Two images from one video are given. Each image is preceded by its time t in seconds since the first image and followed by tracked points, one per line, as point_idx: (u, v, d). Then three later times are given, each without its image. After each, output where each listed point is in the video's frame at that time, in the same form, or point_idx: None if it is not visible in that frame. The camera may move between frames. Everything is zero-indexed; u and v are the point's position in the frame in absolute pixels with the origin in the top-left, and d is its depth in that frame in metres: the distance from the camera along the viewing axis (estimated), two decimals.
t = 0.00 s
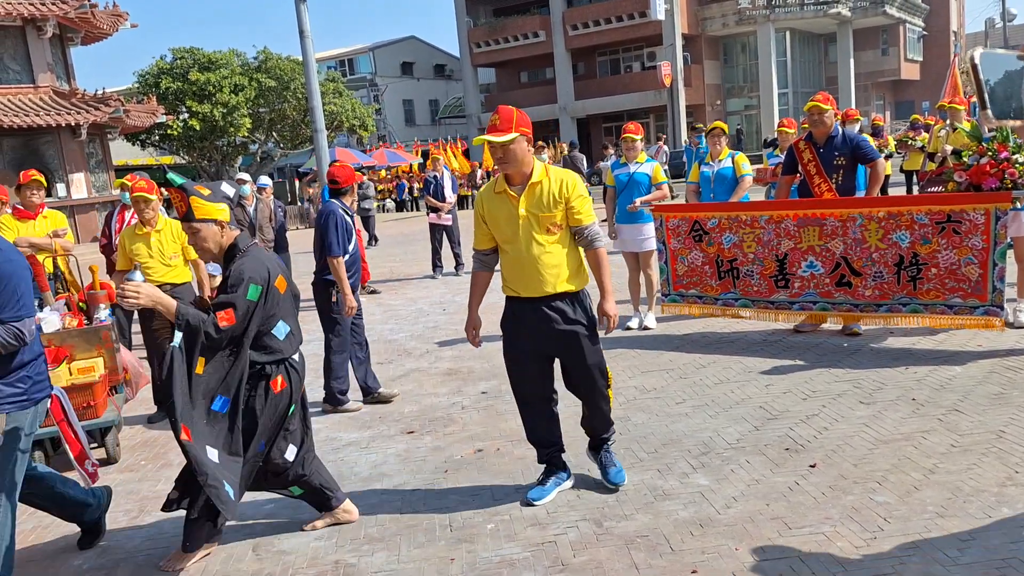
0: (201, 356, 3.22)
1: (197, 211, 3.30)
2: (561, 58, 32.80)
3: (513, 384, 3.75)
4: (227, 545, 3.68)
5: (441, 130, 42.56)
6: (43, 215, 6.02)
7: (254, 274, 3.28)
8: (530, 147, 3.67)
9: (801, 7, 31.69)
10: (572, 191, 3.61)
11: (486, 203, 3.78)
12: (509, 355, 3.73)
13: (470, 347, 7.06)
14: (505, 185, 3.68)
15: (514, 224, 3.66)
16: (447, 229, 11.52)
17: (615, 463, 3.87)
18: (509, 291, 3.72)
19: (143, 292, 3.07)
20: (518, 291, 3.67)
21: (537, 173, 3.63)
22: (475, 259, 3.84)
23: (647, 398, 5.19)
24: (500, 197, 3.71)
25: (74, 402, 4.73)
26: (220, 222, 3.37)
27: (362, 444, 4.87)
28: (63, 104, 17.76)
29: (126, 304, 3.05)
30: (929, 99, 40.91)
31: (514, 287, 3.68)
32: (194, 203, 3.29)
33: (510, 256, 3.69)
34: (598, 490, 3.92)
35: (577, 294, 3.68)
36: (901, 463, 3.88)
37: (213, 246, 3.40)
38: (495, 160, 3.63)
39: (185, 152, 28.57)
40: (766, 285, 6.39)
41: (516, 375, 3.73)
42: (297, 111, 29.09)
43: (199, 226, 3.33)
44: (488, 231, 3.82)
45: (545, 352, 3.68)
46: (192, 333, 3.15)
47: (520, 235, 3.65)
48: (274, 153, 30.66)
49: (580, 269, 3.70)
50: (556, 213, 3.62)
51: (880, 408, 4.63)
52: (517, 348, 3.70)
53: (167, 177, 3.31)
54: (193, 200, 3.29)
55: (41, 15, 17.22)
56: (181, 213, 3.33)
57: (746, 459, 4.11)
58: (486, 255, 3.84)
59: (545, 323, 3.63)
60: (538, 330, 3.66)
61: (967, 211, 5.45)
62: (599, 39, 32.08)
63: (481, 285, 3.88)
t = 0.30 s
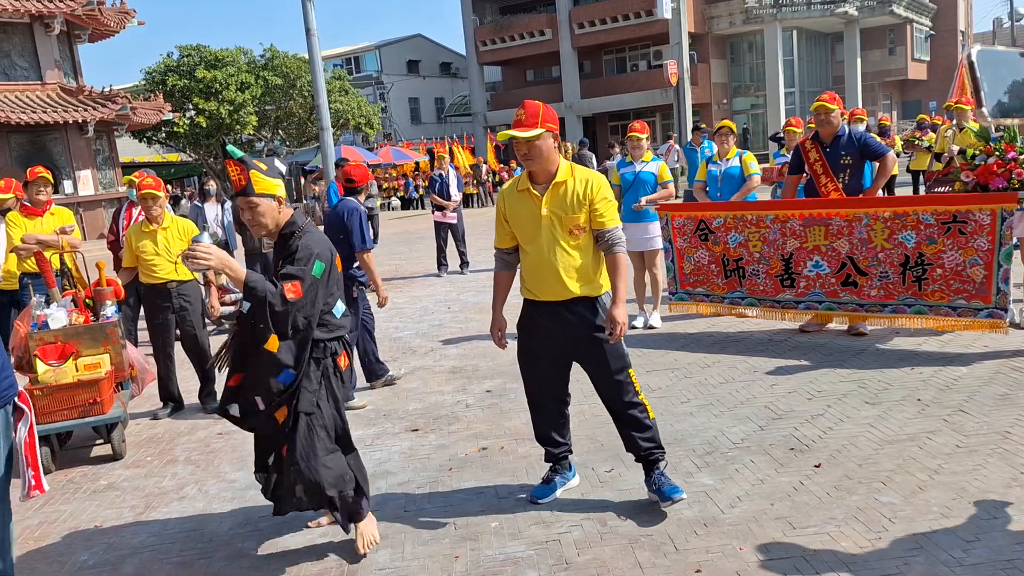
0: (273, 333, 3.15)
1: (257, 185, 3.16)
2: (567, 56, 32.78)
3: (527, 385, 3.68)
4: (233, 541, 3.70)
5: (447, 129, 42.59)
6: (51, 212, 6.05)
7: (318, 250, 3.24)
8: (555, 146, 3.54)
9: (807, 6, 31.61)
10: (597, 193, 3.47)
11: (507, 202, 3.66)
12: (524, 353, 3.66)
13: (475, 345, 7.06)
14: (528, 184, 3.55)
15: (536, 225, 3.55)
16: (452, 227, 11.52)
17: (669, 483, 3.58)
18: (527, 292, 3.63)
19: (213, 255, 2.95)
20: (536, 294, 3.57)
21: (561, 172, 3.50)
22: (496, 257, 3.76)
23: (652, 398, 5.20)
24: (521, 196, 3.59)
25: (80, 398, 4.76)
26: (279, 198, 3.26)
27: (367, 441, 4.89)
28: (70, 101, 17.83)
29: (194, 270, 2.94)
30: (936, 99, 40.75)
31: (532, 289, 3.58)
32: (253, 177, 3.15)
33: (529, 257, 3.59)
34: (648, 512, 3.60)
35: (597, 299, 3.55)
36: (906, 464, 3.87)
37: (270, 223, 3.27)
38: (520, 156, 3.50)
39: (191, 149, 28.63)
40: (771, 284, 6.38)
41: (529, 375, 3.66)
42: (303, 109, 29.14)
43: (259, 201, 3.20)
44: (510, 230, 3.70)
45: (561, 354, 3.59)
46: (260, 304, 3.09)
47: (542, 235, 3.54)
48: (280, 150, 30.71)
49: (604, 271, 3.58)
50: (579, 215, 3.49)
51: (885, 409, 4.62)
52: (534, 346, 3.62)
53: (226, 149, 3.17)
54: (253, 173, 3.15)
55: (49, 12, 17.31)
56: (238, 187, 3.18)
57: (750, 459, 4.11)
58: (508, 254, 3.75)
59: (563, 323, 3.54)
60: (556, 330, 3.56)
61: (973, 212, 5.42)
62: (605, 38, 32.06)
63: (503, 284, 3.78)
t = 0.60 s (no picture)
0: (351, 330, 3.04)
1: (312, 177, 3.05)
2: (572, 55, 32.76)
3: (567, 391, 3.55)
4: (237, 539, 3.70)
5: (451, 128, 42.59)
6: (56, 209, 6.08)
7: (378, 237, 3.13)
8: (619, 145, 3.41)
9: (812, 5, 31.54)
10: (666, 198, 3.34)
11: (565, 199, 3.49)
12: (568, 358, 3.54)
13: (478, 344, 7.07)
14: (592, 183, 3.39)
15: (597, 227, 3.39)
16: (455, 226, 11.53)
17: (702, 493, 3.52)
18: (578, 296, 3.48)
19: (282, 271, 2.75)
20: (590, 299, 3.42)
21: (628, 175, 3.35)
22: (545, 256, 3.59)
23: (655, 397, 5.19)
24: (582, 194, 3.42)
25: (85, 395, 4.78)
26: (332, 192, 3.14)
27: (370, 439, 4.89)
28: (75, 98, 17.86)
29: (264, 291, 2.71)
30: (941, 100, 40.63)
31: (587, 293, 3.43)
32: (308, 168, 3.04)
33: (587, 260, 3.43)
34: (682, 517, 3.54)
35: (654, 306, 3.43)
36: (910, 465, 3.86)
37: (322, 217, 3.12)
38: (584, 154, 3.36)
39: (195, 147, 28.65)
40: (776, 284, 6.37)
41: (570, 379, 3.53)
42: (307, 107, 29.16)
43: (312, 194, 3.06)
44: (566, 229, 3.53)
45: (613, 361, 3.44)
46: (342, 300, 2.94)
47: (603, 238, 3.38)
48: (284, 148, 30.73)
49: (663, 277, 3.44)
50: (644, 219, 3.35)
51: (890, 409, 4.61)
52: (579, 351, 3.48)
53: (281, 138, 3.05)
54: (308, 164, 3.04)
55: (54, 10, 17.36)
56: (291, 179, 3.05)
57: (754, 459, 4.10)
58: (559, 255, 3.57)
59: (618, 333, 3.39)
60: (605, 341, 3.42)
61: (977, 212, 5.41)
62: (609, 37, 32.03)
63: (549, 285, 3.63)
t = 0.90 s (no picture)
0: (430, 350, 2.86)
1: (363, 181, 2.77)
2: (574, 54, 32.74)
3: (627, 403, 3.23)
4: (238, 536, 3.70)
5: (454, 126, 42.58)
6: (58, 207, 6.08)
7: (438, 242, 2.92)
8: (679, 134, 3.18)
9: (816, 5, 31.50)
10: (727, 190, 3.15)
11: (617, 190, 3.25)
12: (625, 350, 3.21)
13: (479, 343, 7.07)
14: (648, 174, 3.17)
15: (654, 220, 3.17)
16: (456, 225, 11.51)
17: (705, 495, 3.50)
18: (627, 291, 3.28)
19: (387, 308, 2.61)
20: (645, 295, 3.21)
21: (686, 166, 3.15)
22: (596, 251, 3.34)
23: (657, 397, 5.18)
24: (638, 186, 3.19)
25: (86, 392, 4.80)
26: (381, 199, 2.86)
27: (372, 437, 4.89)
28: (77, 95, 17.89)
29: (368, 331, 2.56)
30: (945, 100, 40.54)
31: (641, 289, 3.22)
32: (359, 171, 2.76)
33: (641, 256, 3.21)
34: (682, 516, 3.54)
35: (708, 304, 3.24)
36: (913, 465, 3.86)
37: (371, 225, 2.81)
38: (641, 144, 3.13)
39: (197, 144, 28.66)
40: (777, 284, 6.36)
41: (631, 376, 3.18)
42: (309, 105, 29.16)
43: (364, 199, 2.77)
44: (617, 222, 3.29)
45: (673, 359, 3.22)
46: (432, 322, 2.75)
47: (663, 233, 3.15)
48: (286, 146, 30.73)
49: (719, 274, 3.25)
50: (704, 213, 3.15)
51: (892, 410, 4.60)
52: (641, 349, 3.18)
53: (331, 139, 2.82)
54: (359, 167, 2.77)
55: (57, 7, 17.41)
56: (338, 183, 2.76)
57: (755, 459, 4.10)
58: (611, 250, 3.33)
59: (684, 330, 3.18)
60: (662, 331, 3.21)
61: (981, 213, 5.40)
62: (612, 36, 32.00)
63: (602, 282, 3.37)
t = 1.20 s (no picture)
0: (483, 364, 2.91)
1: (420, 197, 2.71)
2: (577, 53, 32.72)
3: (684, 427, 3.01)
4: (238, 534, 3.70)
5: (455, 125, 42.58)
6: (61, 204, 6.07)
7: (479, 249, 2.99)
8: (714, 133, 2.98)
9: (818, 4, 31.46)
10: (767, 188, 2.92)
11: (648, 194, 3.00)
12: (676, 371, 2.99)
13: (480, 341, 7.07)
14: (681, 176, 2.92)
15: (693, 225, 2.92)
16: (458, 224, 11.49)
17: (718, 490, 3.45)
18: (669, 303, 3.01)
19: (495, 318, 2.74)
20: (688, 303, 2.96)
21: (723, 165, 2.91)
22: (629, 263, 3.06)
23: (657, 396, 5.17)
24: (671, 188, 2.95)
25: (88, 390, 4.79)
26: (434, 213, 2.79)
27: (373, 436, 4.89)
28: (79, 93, 17.90)
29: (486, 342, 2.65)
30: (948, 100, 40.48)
31: (683, 298, 2.96)
32: (415, 186, 2.71)
33: (682, 264, 2.95)
34: (682, 516, 3.54)
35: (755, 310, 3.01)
36: (914, 465, 3.85)
37: (424, 242, 2.74)
38: (673, 144, 2.92)
39: (199, 142, 28.67)
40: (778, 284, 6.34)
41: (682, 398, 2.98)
42: (311, 104, 29.16)
43: (419, 216, 2.70)
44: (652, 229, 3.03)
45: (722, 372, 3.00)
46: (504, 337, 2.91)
47: (705, 237, 2.91)
48: (288, 145, 30.74)
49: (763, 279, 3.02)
50: (744, 213, 2.92)
51: (894, 409, 4.60)
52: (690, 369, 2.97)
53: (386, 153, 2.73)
54: (416, 182, 2.71)
55: (59, 4, 17.41)
56: (393, 199, 2.69)
57: (756, 458, 4.09)
58: (647, 259, 3.06)
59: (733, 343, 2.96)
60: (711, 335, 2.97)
61: (983, 212, 5.39)
62: (615, 35, 31.97)
63: (638, 294, 3.08)
